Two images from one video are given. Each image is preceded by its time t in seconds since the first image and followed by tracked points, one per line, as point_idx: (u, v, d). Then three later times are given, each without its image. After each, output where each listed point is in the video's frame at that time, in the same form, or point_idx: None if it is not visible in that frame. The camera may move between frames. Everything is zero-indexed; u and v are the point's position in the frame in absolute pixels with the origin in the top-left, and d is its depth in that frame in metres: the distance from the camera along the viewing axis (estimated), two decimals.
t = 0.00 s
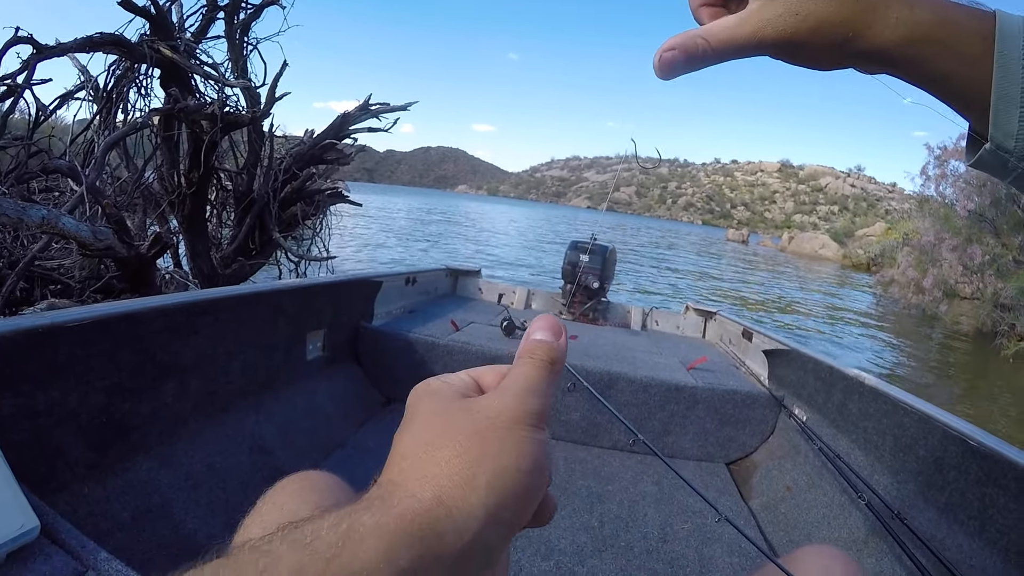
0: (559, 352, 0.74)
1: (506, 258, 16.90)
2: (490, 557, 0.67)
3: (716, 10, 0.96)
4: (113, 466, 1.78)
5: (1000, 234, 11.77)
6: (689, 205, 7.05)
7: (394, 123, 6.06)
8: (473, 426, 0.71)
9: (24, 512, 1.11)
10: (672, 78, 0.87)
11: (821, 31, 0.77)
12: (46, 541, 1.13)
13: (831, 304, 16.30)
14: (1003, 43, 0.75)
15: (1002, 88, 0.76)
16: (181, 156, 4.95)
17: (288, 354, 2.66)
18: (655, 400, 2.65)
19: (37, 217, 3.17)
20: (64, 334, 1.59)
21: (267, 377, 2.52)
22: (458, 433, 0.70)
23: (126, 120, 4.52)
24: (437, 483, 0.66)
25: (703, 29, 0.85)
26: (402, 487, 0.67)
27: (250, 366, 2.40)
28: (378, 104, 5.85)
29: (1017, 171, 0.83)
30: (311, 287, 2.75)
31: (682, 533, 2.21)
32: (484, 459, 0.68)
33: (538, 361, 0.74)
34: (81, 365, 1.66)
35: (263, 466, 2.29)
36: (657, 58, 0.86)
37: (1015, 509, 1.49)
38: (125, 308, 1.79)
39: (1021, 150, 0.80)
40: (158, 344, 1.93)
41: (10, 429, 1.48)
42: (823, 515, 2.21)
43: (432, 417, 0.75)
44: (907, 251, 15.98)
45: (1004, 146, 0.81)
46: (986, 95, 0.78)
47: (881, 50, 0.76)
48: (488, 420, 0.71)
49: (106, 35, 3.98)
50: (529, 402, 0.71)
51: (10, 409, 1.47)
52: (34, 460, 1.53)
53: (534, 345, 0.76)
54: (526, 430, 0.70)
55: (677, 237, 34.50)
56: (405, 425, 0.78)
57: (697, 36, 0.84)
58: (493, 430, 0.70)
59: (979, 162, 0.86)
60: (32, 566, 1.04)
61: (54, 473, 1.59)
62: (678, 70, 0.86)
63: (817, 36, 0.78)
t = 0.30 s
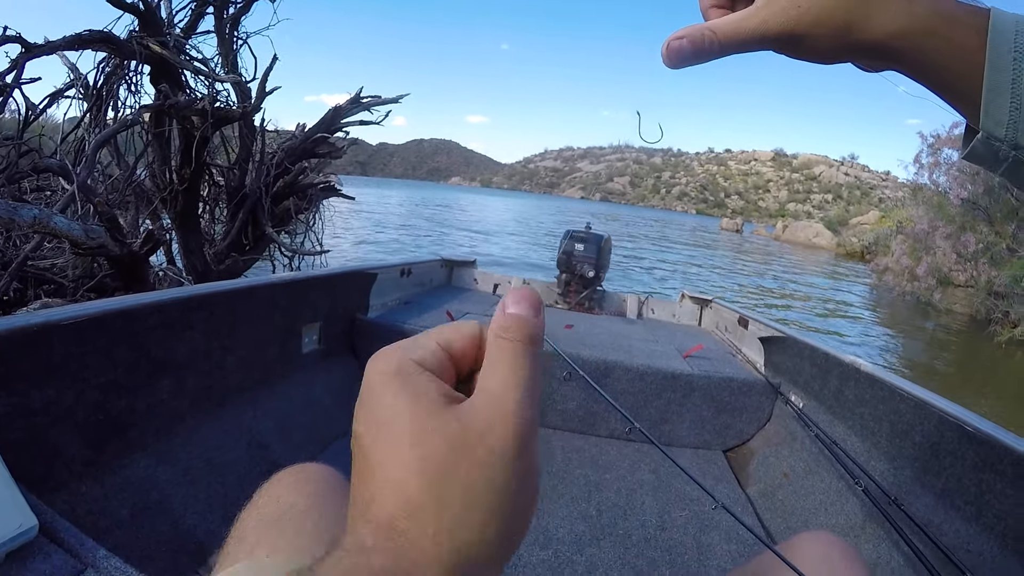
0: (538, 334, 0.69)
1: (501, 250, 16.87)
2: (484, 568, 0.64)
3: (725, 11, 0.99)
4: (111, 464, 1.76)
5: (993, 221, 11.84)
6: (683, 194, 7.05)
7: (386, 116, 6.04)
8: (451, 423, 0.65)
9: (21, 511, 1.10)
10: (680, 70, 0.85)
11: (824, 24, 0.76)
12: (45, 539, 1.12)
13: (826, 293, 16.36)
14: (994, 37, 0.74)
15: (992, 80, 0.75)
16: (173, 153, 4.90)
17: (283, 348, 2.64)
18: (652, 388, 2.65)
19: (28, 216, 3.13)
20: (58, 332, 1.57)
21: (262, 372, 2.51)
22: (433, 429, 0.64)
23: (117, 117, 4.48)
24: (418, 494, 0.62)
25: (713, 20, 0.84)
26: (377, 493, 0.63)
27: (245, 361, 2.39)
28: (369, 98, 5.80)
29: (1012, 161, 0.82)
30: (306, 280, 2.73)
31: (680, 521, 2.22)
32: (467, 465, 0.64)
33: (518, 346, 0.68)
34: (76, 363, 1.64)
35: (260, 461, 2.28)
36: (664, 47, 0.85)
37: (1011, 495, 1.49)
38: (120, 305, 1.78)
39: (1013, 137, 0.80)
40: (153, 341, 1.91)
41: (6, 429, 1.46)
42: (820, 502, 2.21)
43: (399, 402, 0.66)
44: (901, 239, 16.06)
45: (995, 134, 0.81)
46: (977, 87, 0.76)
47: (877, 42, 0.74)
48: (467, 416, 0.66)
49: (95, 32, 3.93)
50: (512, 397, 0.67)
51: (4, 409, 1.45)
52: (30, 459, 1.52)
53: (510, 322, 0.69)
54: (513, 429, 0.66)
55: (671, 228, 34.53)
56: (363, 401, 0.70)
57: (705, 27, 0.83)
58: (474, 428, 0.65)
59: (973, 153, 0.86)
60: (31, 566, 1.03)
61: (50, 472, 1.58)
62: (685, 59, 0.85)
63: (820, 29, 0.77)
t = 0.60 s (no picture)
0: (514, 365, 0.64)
1: (502, 249, 16.88)
2: None
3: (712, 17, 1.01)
4: (114, 469, 1.77)
5: (994, 214, 11.82)
6: (683, 190, 7.04)
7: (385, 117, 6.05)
8: (438, 459, 0.58)
9: (25, 517, 1.11)
10: (671, 80, 0.86)
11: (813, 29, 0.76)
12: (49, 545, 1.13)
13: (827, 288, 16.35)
14: (993, 41, 0.74)
15: (990, 86, 0.75)
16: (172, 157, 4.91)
17: (284, 350, 2.65)
18: (653, 384, 2.65)
19: (30, 223, 3.14)
20: (59, 339, 1.57)
21: (264, 374, 2.51)
22: (417, 467, 0.57)
23: (116, 123, 4.49)
24: (411, 539, 0.55)
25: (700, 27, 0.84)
26: (368, 544, 0.56)
27: (247, 364, 2.39)
28: (367, 100, 5.81)
29: (1009, 171, 0.82)
30: (305, 282, 2.74)
31: (683, 516, 2.22)
32: (461, 502, 0.57)
33: (497, 373, 0.63)
34: (78, 369, 1.65)
35: (263, 464, 2.29)
36: (651, 58, 0.86)
37: (1013, 486, 1.49)
38: (120, 311, 1.78)
39: (1011, 145, 0.79)
40: (154, 345, 1.91)
41: (8, 436, 1.46)
42: (822, 495, 2.22)
43: (377, 439, 0.59)
44: (901, 233, 16.05)
45: (993, 142, 0.80)
46: (975, 90, 0.76)
47: (871, 42, 0.74)
48: (455, 453, 0.59)
49: (93, 38, 3.94)
50: (500, 426, 0.60)
51: (7, 416, 1.46)
52: (34, 465, 1.52)
53: (486, 356, 0.64)
54: (508, 460, 0.59)
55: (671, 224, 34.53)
56: (338, 444, 0.63)
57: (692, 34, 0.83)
58: (464, 464, 0.58)
59: (969, 160, 0.84)
60: (36, 571, 1.03)
61: (54, 478, 1.58)
62: (675, 69, 0.85)
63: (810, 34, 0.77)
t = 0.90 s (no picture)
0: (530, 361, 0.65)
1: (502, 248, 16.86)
2: None
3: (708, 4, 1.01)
4: (114, 471, 1.77)
5: (994, 210, 11.79)
6: (682, 188, 7.03)
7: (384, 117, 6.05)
8: (449, 450, 0.59)
9: (26, 520, 1.11)
10: (667, 66, 0.86)
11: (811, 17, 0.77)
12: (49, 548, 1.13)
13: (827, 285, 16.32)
14: (993, 33, 0.73)
15: (988, 78, 0.73)
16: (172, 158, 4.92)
17: (283, 350, 2.66)
18: (651, 381, 2.66)
19: (30, 225, 3.14)
20: (58, 341, 1.58)
21: (263, 374, 2.52)
22: (427, 458, 0.57)
23: (116, 124, 4.49)
24: (418, 529, 0.55)
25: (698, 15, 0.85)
26: (375, 534, 0.56)
27: (245, 364, 2.40)
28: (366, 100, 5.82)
29: (1007, 162, 0.80)
30: (303, 282, 2.74)
31: (682, 514, 2.23)
32: (469, 495, 0.57)
33: (512, 369, 0.64)
34: (77, 372, 1.65)
35: (262, 464, 2.29)
36: (648, 43, 0.86)
37: (1010, 481, 1.49)
38: (119, 313, 1.79)
39: (1009, 137, 0.77)
40: (153, 347, 1.92)
41: (7, 439, 1.46)
42: (821, 492, 2.22)
43: (388, 428, 0.60)
44: (902, 230, 16.02)
45: (991, 133, 0.77)
46: (974, 82, 0.74)
47: (869, 32, 0.74)
48: (465, 445, 0.60)
49: (91, 40, 3.94)
50: (511, 420, 0.61)
51: (6, 419, 1.46)
52: (33, 468, 1.52)
53: (501, 348, 0.65)
54: (520, 456, 0.60)
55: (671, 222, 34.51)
56: (349, 433, 0.63)
57: (689, 21, 0.83)
58: (473, 457, 0.58)
59: (967, 154, 0.82)
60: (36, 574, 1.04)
61: (54, 480, 1.59)
62: (670, 56, 0.85)
63: (807, 22, 0.78)
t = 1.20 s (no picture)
0: (533, 361, 0.64)
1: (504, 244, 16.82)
2: None
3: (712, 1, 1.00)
4: (114, 465, 1.77)
5: (997, 210, 11.75)
6: (685, 185, 7.01)
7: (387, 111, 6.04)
8: (448, 450, 0.58)
9: (26, 513, 1.11)
10: (670, 64, 0.86)
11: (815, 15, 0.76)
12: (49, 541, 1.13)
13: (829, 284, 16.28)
14: (996, 34, 0.72)
15: (992, 77, 0.72)
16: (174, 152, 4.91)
17: (284, 344, 2.65)
18: (652, 378, 2.65)
19: (32, 217, 3.14)
20: (58, 335, 1.57)
21: (264, 368, 2.52)
22: (426, 458, 0.57)
23: (118, 117, 4.49)
24: (417, 530, 0.54)
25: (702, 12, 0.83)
26: (373, 534, 0.55)
27: (246, 358, 2.40)
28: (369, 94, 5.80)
29: (1010, 164, 0.78)
30: (305, 276, 2.73)
31: (681, 511, 2.23)
32: (468, 495, 0.57)
33: (514, 370, 0.63)
34: (78, 365, 1.65)
35: (263, 458, 2.29)
36: (652, 41, 0.85)
37: (1011, 481, 1.49)
38: (119, 306, 1.79)
39: (1013, 138, 0.75)
40: (154, 341, 1.91)
41: (7, 432, 1.46)
42: (821, 490, 2.22)
43: (387, 428, 0.59)
44: (905, 230, 15.97)
45: (995, 134, 0.76)
46: (978, 82, 0.73)
47: (873, 31, 0.73)
48: (465, 445, 0.59)
49: (94, 32, 3.93)
50: (511, 421, 0.60)
51: (6, 412, 1.46)
52: (33, 462, 1.53)
53: (503, 348, 0.64)
54: (520, 456, 0.59)
55: (673, 219, 34.42)
56: (349, 433, 0.62)
57: (693, 19, 0.83)
58: (473, 458, 0.58)
59: (969, 156, 0.81)
60: (35, 568, 1.04)
61: (54, 473, 1.59)
62: (673, 54, 0.85)
63: (810, 21, 0.77)
